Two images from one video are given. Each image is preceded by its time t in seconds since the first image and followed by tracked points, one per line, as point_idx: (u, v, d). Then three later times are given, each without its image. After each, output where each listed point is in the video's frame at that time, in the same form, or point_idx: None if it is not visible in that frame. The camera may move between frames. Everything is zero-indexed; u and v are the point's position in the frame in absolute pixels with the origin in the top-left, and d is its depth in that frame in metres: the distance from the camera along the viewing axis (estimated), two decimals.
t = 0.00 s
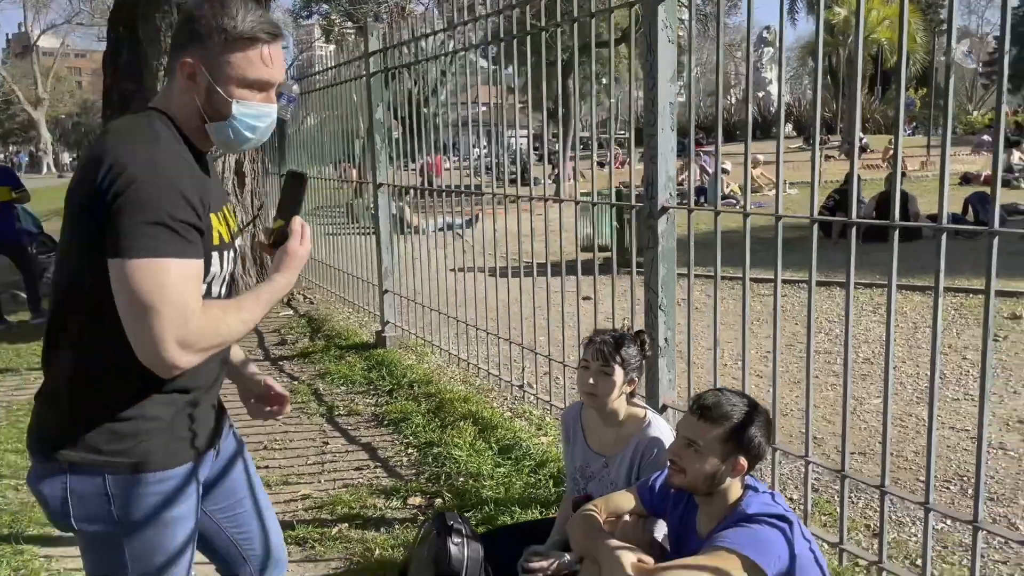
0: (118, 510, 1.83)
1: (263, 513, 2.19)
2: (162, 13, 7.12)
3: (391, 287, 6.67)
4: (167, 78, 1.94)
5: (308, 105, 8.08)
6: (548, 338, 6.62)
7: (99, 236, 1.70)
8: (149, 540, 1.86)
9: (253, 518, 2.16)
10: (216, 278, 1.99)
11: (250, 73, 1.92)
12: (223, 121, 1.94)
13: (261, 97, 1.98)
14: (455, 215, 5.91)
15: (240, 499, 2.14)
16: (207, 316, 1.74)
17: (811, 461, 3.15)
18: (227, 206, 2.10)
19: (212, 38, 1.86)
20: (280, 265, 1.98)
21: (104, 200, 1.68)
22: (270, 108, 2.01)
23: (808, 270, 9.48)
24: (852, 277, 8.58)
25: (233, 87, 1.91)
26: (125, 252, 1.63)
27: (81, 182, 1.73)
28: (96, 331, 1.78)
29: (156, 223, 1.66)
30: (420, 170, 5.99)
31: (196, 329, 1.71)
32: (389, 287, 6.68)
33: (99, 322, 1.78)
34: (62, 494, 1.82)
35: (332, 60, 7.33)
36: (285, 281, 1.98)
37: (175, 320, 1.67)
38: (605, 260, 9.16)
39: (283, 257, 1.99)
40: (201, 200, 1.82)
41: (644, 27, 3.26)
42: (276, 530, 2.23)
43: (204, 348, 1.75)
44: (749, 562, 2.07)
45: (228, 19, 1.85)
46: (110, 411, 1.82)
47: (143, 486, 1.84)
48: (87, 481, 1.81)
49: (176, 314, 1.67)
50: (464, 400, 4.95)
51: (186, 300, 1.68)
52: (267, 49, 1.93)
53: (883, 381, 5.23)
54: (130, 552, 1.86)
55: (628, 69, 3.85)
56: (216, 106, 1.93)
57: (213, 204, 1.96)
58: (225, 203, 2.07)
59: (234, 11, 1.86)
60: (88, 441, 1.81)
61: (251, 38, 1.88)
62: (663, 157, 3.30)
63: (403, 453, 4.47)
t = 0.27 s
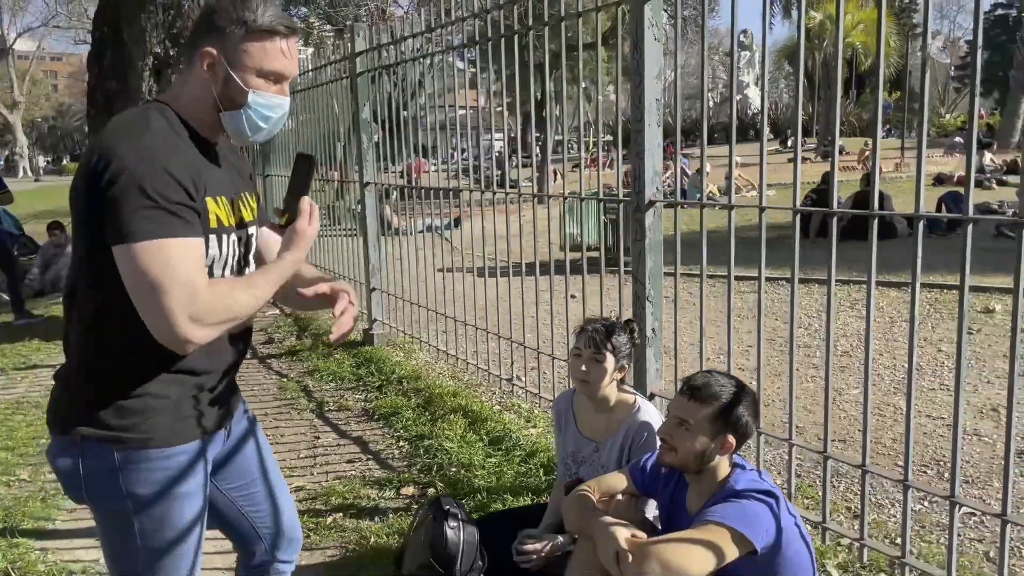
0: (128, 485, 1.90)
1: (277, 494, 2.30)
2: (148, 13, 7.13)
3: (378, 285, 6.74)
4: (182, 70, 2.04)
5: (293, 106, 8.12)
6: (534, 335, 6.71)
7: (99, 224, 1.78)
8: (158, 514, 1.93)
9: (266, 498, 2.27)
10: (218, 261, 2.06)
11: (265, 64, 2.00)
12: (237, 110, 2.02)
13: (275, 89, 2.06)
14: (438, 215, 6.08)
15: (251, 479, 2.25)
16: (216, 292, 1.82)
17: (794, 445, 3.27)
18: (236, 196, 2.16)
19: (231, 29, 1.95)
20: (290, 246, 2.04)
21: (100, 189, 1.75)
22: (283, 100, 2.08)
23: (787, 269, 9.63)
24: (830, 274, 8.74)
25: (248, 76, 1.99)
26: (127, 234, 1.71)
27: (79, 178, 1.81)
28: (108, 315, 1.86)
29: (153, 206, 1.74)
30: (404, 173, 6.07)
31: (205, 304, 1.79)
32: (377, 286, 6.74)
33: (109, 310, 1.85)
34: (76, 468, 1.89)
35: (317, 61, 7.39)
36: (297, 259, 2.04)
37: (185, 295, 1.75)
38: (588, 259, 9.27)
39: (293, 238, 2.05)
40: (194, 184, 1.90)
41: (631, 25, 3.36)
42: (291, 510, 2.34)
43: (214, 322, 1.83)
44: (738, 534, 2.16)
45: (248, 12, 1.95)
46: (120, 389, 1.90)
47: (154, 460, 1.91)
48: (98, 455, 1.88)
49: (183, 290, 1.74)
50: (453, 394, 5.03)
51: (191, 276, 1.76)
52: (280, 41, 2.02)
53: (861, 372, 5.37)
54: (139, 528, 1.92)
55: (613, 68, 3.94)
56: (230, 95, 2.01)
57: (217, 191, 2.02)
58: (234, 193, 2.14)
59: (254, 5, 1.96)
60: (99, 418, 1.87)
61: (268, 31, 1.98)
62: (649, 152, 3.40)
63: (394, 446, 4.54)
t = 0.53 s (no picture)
0: (117, 473, 1.88)
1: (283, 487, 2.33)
2: (130, 15, 7.10)
3: (363, 287, 6.75)
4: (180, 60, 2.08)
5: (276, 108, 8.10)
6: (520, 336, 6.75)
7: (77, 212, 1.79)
8: (146, 506, 1.90)
9: (273, 491, 2.30)
10: (200, 249, 2.02)
11: (245, 43, 2.00)
12: (214, 90, 2.00)
13: (255, 72, 2.03)
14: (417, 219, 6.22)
15: (258, 470, 2.28)
16: (178, 280, 1.76)
17: (781, 435, 3.33)
18: (225, 184, 2.13)
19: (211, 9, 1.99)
20: (269, 235, 1.91)
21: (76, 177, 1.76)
22: (265, 82, 2.03)
23: (769, 269, 9.74)
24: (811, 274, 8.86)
25: (227, 56, 1.99)
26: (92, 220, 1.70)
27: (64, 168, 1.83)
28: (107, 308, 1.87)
29: (116, 190, 1.71)
30: (385, 178, 6.17)
31: (161, 290, 1.73)
32: (362, 287, 6.75)
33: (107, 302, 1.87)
34: (70, 454, 1.91)
35: (300, 64, 7.41)
36: (280, 248, 1.91)
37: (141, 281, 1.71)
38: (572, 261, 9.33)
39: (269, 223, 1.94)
40: (168, 171, 1.87)
41: (617, 24, 3.41)
42: (298, 503, 2.37)
43: (177, 308, 1.76)
44: (731, 518, 2.21)
45: None
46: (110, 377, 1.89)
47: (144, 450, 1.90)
48: (88, 442, 1.89)
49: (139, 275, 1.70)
50: (441, 392, 5.06)
51: (144, 263, 1.72)
52: (263, 21, 2.01)
53: (844, 369, 5.45)
54: (128, 519, 1.90)
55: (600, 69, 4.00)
56: (210, 75, 2.01)
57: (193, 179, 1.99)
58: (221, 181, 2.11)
59: None
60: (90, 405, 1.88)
61: (250, 11, 1.98)
62: (636, 149, 3.45)
63: (384, 444, 4.56)
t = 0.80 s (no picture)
0: (128, 467, 1.85)
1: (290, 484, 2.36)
2: (116, 20, 7.07)
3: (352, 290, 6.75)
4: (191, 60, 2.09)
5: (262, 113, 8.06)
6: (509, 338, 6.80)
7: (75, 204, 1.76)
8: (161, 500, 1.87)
9: (281, 486, 2.33)
10: (202, 247, 2.00)
11: (261, 47, 2.01)
12: (230, 92, 2.01)
13: (270, 74, 2.04)
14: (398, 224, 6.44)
15: (269, 465, 2.31)
16: (164, 278, 1.72)
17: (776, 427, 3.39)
18: (230, 184, 2.11)
19: (229, 11, 2.00)
20: (264, 252, 1.88)
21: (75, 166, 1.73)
22: (279, 86, 2.04)
23: (751, 271, 9.86)
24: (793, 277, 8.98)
25: (244, 59, 2.00)
26: (84, 210, 1.67)
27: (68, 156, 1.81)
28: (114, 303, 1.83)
29: (110, 183, 1.68)
30: (365, 184, 6.38)
31: (146, 288, 1.69)
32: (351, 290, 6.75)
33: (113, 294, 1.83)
34: (78, 450, 1.87)
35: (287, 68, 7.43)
36: (273, 266, 1.89)
37: (126, 277, 1.67)
38: (557, 265, 9.39)
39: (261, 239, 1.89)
40: (170, 167, 1.84)
41: (611, 25, 3.47)
42: (303, 498, 2.40)
43: (160, 309, 1.73)
44: (735, 504, 2.26)
45: None
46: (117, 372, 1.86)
47: (155, 443, 1.86)
48: (94, 438, 1.85)
49: (124, 270, 1.67)
50: (434, 393, 5.08)
51: (134, 260, 1.68)
52: (279, 26, 2.02)
53: (830, 367, 5.53)
54: (145, 513, 1.87)
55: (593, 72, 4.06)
56: (225, 77, 2.02)
57: (199, 177, 1.98)
58: (227, 179, 2.10)
59: None
60: (96, 401, 1.85)
61: (267, 15, 2.00)
62: (630, 147, 3.51)
63: (378, 444, 4.58)
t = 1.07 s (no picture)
0: (169, 460, 1.86)
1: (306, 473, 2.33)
2: (108, 26, 7.03)
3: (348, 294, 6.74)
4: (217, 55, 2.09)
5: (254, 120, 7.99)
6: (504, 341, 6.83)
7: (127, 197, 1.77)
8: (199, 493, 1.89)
9: (297, 476, 2.30)
10: (243, 242, 2.00)
11: (296, 47, 2.06)
12: (265, 90, 2.05)
13: (303, 73, 2.10)
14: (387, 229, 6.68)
15: (287, 455, 2.28)
16: (230, 272, 1.78)
17: (783, 419, 3.43)
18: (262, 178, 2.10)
19: (264, 11, 2.00)
20: (308, 243, 2.03)
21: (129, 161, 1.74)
22: (310, 85, 2.11)
23: (738, 275, 9.96)
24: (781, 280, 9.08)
25: (279, 58, 2.04)
26: (148, 203, 1.68)
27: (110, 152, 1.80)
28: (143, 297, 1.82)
29: (175, 179, 1.71)
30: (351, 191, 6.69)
31: (217, 281, 1.74)
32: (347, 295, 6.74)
33: (142, 287, 1.82)
34: (116, 442, 1.85)
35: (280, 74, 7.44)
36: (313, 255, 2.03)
37: (201, 269, 1.71)
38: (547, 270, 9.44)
39: (309, 236, 2.04)
40: (221, 160, 1.87)
41: (617, 27, 3.52)
42: (316, 489, 2.38)
43: (228, 301, 1.78)
44: (756, 489, 2.31)
45: None
46: (157, 366, 1.85)
47: (198, 433, 1.88)
48: (137, 432, 1.84)
49: (199, 264, 1.70)
50: (435, 395, 5.09)
51: (207, 254, 1.72)
52: (312, 27, 2.07)
53: (825, 366, 5.61)
54: (184, 507, 1.89)
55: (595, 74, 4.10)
56: (259, 74, 2.05)
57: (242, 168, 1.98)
58: (262, 172, 2.09)
59: None
60: (135, 394, 1.84)
61: (301, 16, 2.03)
62: (636, 146, 3.56)
63: (382, 445, 4.59)
